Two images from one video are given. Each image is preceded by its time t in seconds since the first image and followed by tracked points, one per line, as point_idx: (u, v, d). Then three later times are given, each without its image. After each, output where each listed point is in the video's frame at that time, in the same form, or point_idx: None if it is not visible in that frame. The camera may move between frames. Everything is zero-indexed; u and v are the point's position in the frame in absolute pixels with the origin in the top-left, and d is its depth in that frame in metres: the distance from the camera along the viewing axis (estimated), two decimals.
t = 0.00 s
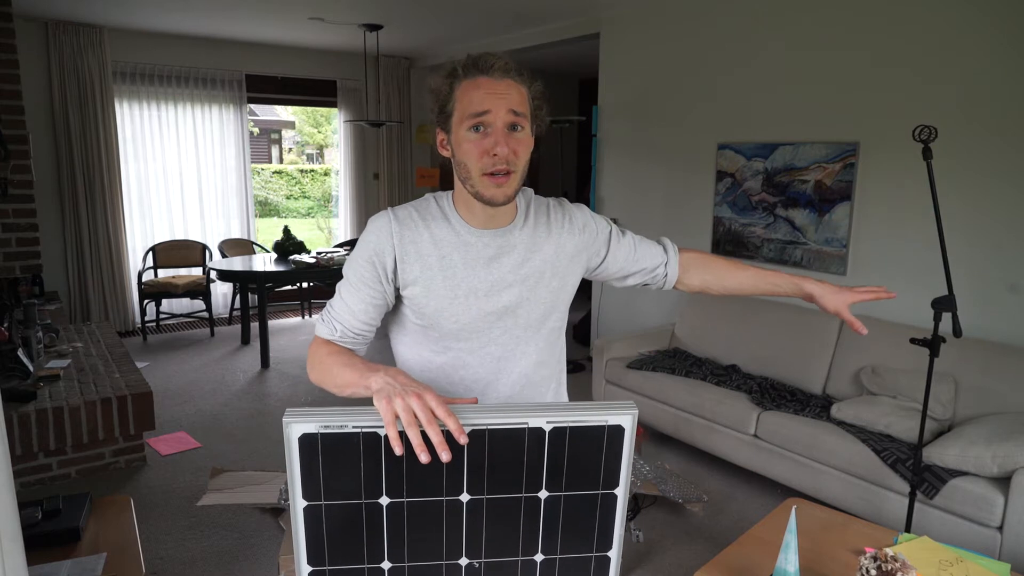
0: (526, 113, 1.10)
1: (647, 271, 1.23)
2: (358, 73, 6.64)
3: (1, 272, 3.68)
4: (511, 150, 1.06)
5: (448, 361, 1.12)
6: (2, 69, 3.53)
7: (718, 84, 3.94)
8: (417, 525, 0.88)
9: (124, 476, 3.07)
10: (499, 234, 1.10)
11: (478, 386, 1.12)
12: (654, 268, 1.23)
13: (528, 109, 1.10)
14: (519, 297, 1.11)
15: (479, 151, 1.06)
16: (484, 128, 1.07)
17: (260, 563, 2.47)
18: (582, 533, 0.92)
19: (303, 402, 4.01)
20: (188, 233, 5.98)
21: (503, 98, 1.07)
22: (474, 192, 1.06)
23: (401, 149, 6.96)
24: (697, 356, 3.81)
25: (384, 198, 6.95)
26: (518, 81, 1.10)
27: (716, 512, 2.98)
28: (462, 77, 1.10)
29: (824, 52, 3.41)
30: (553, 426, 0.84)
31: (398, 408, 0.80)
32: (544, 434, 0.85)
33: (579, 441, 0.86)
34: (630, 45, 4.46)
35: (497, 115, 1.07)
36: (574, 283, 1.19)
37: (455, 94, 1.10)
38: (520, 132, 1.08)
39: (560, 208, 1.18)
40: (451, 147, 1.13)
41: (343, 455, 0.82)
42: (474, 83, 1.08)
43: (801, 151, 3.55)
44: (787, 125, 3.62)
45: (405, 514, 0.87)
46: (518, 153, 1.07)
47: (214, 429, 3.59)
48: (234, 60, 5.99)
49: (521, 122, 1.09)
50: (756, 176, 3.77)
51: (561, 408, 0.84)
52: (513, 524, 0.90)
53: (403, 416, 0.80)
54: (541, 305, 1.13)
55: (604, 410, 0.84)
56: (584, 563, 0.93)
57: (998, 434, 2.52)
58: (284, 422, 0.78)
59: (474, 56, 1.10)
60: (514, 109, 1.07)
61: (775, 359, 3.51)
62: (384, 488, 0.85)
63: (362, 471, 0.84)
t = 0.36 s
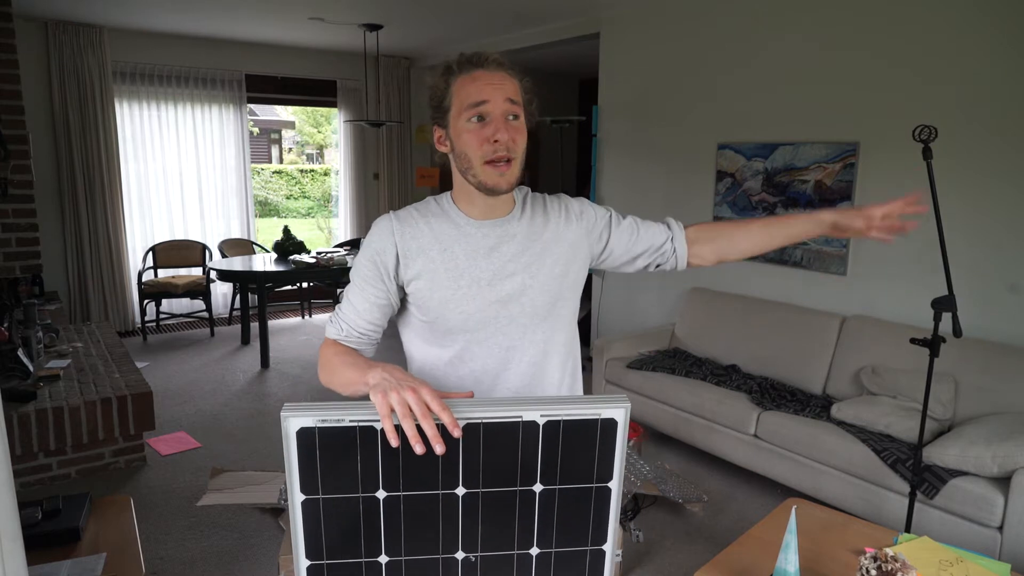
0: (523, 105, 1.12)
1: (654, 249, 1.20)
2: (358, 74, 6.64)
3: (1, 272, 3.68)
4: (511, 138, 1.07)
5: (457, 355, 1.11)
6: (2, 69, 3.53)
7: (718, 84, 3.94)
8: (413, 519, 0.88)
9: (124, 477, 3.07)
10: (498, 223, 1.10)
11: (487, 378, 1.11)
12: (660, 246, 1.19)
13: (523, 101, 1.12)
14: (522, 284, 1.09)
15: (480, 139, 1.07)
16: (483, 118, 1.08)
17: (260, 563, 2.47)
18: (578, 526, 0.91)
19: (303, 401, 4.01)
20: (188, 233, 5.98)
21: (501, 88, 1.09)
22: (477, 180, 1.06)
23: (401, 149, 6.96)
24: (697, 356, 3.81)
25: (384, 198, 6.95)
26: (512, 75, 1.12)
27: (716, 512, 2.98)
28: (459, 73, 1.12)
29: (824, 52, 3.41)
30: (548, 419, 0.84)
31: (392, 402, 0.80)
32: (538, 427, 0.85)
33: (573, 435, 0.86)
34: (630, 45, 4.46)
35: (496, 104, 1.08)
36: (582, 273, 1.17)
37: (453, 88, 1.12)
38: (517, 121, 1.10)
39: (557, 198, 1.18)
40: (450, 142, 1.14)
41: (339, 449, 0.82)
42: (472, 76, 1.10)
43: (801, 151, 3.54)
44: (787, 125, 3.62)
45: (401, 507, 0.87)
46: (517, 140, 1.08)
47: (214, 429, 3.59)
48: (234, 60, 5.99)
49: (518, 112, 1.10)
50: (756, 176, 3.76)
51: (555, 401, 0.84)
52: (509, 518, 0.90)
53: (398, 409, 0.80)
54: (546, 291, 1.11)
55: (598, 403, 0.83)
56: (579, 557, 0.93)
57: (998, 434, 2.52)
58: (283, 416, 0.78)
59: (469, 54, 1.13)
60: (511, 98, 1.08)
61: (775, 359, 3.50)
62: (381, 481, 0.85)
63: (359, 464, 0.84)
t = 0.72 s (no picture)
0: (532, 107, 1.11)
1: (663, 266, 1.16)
2: (358, 74, 6.64)
3: (1, 272, 3.68)
4: (521, 139, 1.06)
5: (459, 360, 1.11)
6: (2, 69, 3.53)
7: (718, 84, 3.94)
8: (412, 518, 0.88)
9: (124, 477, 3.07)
10: (506, 230, 1.09)
11: (490, 384, 1.11)
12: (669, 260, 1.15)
13: (532, 102, 1.11)
14: (528, 292, 1.09)
15: (490, 140, 1.06)
16: (493, 119, 1.07)
17: (260, 563, 2.46)
18: (577, 525, 0.91)
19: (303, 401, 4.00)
20: (188, 233, 5.98)
21: (510, 89, 1.08)
22: (486, 181, 1.05)
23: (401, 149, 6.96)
24: (697, 356, 3.81)
25: (384, 198, 6.95)
26: (522, 77, 1.11)
27: (716, 512, 2.98)
28: (467, 75, 1.11)
29: (824, 52, 3.41)
30: (548, 418, 0.84)
31: (393, 400, 0.80)
32: (538, 425, 0.85)
33: (573, 433, 0.87)
34: (630, 45, 4.46)
35: (505, 105, 1.07)
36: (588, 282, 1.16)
37: (462, 90, 1.11)
38: (527, 122, 1.08)
39: (567, 204, 1.17)
40: (458, 144, 1.12)
41: (339, 447, 0.82)
42: (481, 77, 1.09)
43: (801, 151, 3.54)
44: (787, 125, 3.62)
45: (401, 506, 0.87)
46: (527, 141, 1.07)
47: (214, 429, 3.59)
48: (234, 60, 5.99)
49: (528, 114, 1.09)
50: (756, 176, 3.76)
51: (555, 399, 0.84)
52: (510, 516, 0.90)
53: (399, 407, 0.80)
54: (552, 300, 1.10)
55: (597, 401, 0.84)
56: (579, 556, 0.92)
57: (998, 434, 2.52)
58: (285, 413, 0.79)
59: (478, 56, 1.13)
60: (521, 99, 1.07)
61: (775, 359, 3.51)
62: (381, 480, 0.85)
63: (359, 462, 0.84)
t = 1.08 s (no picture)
0: (544, 119, 1.07)
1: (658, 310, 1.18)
2: (358, 74, 6.64)
3: (1, 272, 3.68)
4: (527, 155, 1.04)
5: (454, 369, 1.12)
6: (2, 69, 3.52)
7: (718, 84, 3.95)
8: (414, 518, 0.88)
9: (124, 477, 3.07)
10: (511, 254, 1.08)
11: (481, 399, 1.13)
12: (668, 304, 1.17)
13: (545, 114, 1.07)
14: (527, 315, 1.09)
15: (494, 154, 1.04)
16: (500, 133, 1.04)
17: (260, 563, 2.47)
18: (578, 524, 0.92)
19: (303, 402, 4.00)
20: (188, 233, 5.98)
21: (519, 102, 1.04)
22: (488, 198, 1.04)
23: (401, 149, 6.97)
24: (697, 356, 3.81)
25: (384, 198, 6.95)
26: (535, 88, 1.07)
27: (716, 512, 2.98)
28: (478, 84, 1.08)
29: (824, 53, 3.41)
30: (548, 419, 0.84)
31: (393, 399, 0.81)
32: (539, 426, 0.85)
33: (574, 434, 0.87)
34: (630, 45, 4.46)
35: (513, 119, 1.04)
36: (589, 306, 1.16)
37: (471, 101, 1.08)
38: (537, 137, 1.05)
39: (580, 226, 1.15)
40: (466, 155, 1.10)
41: (339, 448, 0.83)
42: (490, 88, 1.06)
43: (801, 151, 3.54)
44: (787, 125, 3.62)
45: (402, 507, 0.87)
46: (534, 157, 1.04)
47: (214, 429, 3.59)
48: (234, 60, 5.99)
49: (538, 127, 1.06)
50: (756, 176, 3.76)
51: (556, 400, 0.84)
52: (510, 517, 0.90)
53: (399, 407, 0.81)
54: (550, 323, 1.11)
55: (598, 403, 0.84)
56: (580, 556, 0.93)
57: (998, 434, 2.52)
58: (285, 414, 0.79)
59: (490, 66, 1.09)
60: (531, 113, 1.04)
61: (775, 359, 3.50)
62: (382, 481, 0.85)
63: (360, 463, 0.84)
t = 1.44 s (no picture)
0: (552, 151, 1.03)
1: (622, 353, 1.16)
2: (358, 74, 6.64)
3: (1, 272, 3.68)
4: (529, 190, 1.01)
5: (448, 384, 1.13)
6: (2, 69, 3.52)
7: (718, 84, 3.95)
8: (414, 522, 0.88)
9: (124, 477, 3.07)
10: (511, 282, 1.08)
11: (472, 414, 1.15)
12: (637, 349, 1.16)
13: (554, 145, 1.04)
14: (524, 339, 1.10)
15: (495, 186, 1.01)
16: (503, 163, 1.01)
17: (260, 563, 2.46)
18: (579, 528, 0.92)
19: (303, 402, 4.00)
20: (188, 233, 5.98)
21: (526, 134, 1.01)
22: (486, 229, 1.02)
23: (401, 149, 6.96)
24: (697, 356, 3.80)
25: (384, 198, 6.95)
26: (547, 116, 1.03)
27: (716, 512, 2.98)
28: (485, 107, 1.04)
29: (824, 53, 3.41)
30: (548, 423, 0.84)
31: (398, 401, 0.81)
32: (540, 431, 0.85)
33: (574, 438, 0.87)
34: (630, 45, 4.46)
35: (518, 151, 1.01)
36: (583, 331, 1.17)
37: (477, 125, 1.04)
38: (542, 169, 1.02)
39: (587, 256, 1.13)
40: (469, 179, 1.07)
41: (339, 451, 0.82)
42: (497, 115, 1.02)
43: (801, 151, 3.54)
44: (787, 125, 3.62)
45: (401, 511, 0.87)
46: (538, 191, 1.02)
47: (214, 429, 3.59)
48: (234, 59, 5.99)
49: (544, 160, 1.02)
50: (756, 176, 3.76)
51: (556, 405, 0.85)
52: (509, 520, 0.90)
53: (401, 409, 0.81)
54: (546, 348, 1.12)
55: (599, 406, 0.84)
56: (580, 560, 0.93)
57: (998, 434, 2.52)
58: (281, 419, 0.78)
59: (501, 87, 1.05)
60: (538, 146, 1.00)
61: (776, 359, 3.50)
62: (381, 484, 0.85)
63: (358, 465, 0.84)
